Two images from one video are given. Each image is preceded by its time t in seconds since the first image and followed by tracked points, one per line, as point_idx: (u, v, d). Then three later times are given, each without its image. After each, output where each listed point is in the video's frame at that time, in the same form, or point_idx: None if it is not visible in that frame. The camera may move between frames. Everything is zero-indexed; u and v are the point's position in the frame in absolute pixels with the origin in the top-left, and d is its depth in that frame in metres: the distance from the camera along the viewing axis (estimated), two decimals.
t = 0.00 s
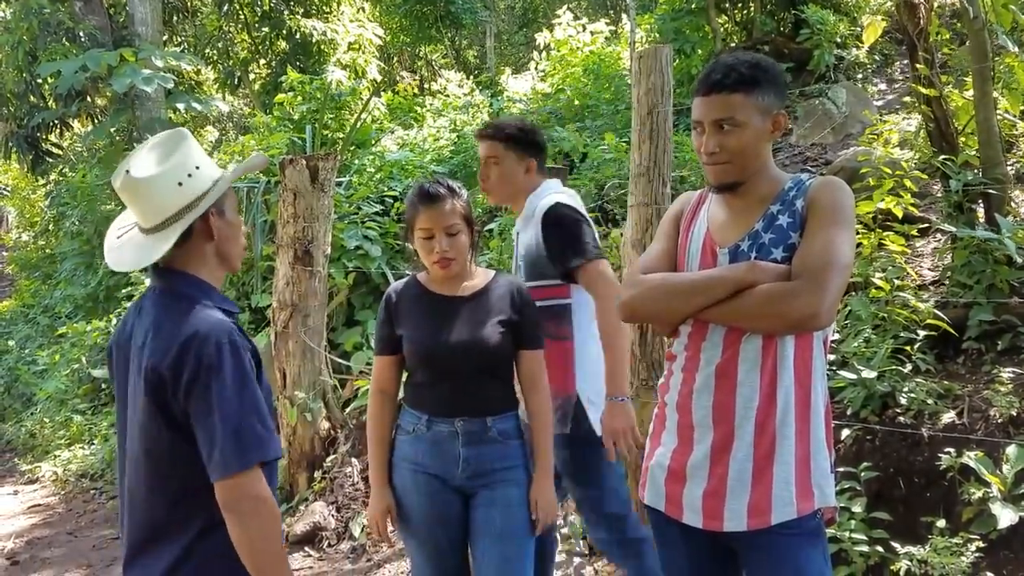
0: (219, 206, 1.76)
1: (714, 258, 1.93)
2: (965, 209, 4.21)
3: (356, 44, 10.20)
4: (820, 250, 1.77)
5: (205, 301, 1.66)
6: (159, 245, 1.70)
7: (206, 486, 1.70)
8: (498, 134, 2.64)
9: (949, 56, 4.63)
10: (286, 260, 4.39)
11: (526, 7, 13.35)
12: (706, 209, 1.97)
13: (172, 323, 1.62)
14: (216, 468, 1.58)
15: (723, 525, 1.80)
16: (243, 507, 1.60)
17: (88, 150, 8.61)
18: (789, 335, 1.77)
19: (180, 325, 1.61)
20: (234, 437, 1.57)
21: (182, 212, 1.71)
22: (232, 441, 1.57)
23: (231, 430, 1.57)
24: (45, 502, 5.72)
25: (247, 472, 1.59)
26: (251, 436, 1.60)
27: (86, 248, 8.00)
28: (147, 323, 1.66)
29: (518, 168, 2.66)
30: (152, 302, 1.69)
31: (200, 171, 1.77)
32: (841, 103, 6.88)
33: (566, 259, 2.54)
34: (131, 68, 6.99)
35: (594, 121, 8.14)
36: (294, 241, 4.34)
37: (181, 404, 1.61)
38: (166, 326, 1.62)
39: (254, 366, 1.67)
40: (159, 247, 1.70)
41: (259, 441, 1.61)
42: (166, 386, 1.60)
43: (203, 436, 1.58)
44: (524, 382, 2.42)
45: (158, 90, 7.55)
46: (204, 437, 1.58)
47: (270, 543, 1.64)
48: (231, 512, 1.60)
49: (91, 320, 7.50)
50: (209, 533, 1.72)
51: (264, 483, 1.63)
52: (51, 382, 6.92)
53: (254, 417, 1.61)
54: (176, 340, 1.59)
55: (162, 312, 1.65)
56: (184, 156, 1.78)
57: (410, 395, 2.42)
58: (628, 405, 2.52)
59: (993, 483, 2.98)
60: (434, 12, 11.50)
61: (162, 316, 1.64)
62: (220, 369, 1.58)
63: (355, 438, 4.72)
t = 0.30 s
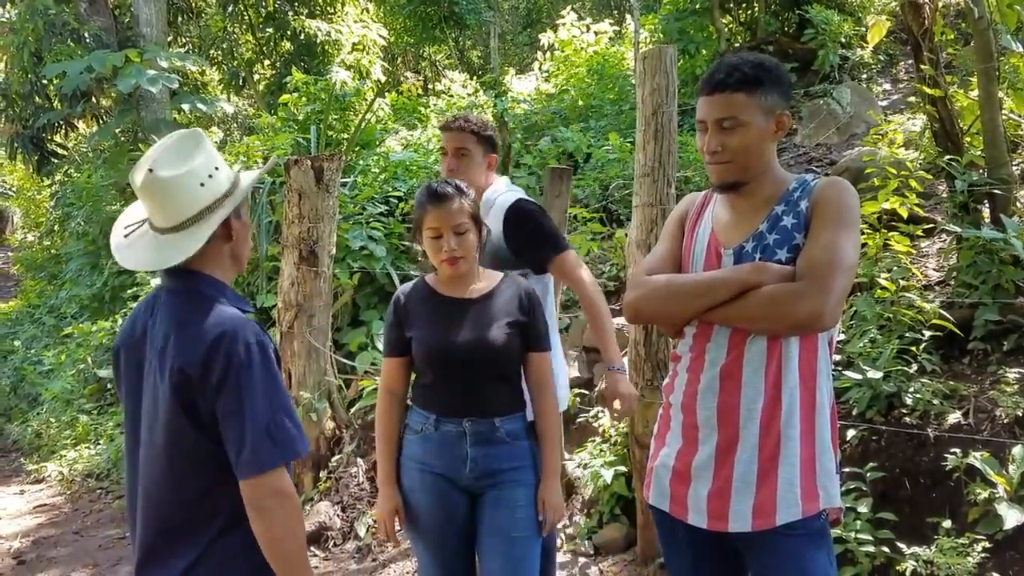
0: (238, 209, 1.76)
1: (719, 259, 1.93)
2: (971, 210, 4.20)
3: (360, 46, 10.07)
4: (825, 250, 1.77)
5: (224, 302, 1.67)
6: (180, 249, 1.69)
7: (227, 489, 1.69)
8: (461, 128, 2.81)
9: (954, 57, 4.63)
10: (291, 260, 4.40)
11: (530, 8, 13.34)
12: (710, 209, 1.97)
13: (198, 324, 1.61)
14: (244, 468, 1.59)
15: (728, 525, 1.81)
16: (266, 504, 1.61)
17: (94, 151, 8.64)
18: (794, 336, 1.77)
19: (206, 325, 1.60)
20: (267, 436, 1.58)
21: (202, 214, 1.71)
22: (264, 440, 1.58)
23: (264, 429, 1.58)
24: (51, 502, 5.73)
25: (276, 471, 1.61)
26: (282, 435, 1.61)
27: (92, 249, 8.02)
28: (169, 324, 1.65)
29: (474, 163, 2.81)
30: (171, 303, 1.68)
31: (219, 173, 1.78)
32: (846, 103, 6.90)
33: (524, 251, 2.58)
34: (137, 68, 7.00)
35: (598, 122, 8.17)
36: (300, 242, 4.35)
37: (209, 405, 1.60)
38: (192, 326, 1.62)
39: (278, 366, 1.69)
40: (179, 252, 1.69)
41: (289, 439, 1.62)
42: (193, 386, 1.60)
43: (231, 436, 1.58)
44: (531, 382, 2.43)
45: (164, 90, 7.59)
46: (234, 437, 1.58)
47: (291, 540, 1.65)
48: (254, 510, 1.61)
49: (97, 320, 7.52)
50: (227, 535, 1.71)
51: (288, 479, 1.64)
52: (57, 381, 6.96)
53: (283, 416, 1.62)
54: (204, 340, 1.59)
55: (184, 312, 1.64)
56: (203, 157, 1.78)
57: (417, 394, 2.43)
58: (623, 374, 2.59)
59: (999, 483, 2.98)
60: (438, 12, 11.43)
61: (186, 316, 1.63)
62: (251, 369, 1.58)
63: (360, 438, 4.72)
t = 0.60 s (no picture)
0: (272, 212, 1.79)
1: (741, 260, 1.93)
2: (992, 210, 4.17)
3: (376, 47, 10.27)
4: (847, 251, 1.77)
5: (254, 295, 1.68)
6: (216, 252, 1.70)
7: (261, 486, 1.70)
8: (441, 140, 3.18)
9: (974, 56, 4.59)
10: (310, 261, 4.42)
11: (546, 8, 13.32)
12: (731, 209, 1.97)
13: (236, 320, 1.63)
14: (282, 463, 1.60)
15: (752, 526, 1.80)
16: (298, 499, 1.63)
17: (113, 153, 8.72)
18: (817, 337, 1.77)
19: (244, 321, 1.62)
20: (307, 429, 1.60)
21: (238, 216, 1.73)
22: (303, 434, 1.60)
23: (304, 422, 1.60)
24: (73, 501, 5.79)
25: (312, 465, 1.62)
26: (320, 428, 1.63)
27: (112, 250, 8.08)
28: (205, 321, 1.66)
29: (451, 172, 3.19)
30: (204, 300, 1.69)
31: (250, 173, 1.79)
32: (864, 103, 6.88)
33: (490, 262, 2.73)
34: (156, 71, 7.05)
35: (615, 122, 8.17)
36: (318, 243, 4.37)
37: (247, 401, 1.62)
38: (230, 322, 1.63)
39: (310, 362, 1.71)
40: (217, 256, 1.69)
41: (326, 434, 1.64)
42: (233, 382, 1.61)
43: (271, 432, 1.59)
44: (551, 382, 2.43)
45: (182, 93, 7.65)
46: (275, 430, 1.59)
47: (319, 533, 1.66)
48: (285, 503, 1.62)
49: (117, 321, 7.59)
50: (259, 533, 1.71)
51: (320, 474, 1.66)
52: (77, 381, 7.02)
53: (321, 411, 1.64)
54: (243, 335, 1.60)
55: (219, 309, 1.66)
56: (235, 157, 1.79)
57: (438, 395, 2.44)
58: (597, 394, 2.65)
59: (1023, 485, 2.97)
60: (453, 14, 11.76)
61: (223, 312, 1.65)
62: (291, 362, 1.60)
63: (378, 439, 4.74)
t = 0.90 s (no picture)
0: (326, 224, 1.70)
1: (779, 260, 1.92)
2: None
3: (408, 49, 10.23)
4: (888, 250, 1.75)
5: (295, 291, 1.60)
6: (278, 268, 1.59)
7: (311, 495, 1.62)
8: (423, 142, 2.94)
9: (1015, 53, 4.51)
10: (343, 262, 4.45)
11: (577, 8, 13.27)
12: (769, 209, 1.96)
13: (289, 323, 1.54)
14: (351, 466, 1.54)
15: (792, 528, 1.79)
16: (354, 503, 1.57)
17: (150, 155, 8.85)
18: (858, 338, 1.76)
19: (299, 324, 1.54)
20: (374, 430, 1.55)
21: (292, 229, 1.64)
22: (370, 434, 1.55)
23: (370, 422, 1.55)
24: (112, 498, 5.88)
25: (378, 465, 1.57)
26: (382, 427, 1.58)
27: (148, 251, 8.20)
28: (250, 326, 1.55)
29: (431, 177, 2.94)
30: (244, 304, 1.58)
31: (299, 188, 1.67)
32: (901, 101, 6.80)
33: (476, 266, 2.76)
34: (192, 75, 7.15)
35: (647, 121, 8.14)
36: (351, 244, 4.40)
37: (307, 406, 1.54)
38: (282, 325, 1.54)
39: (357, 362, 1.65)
40: (280, 273, 1.58)
41: (386, 434, 1.59)
42: (293, 388, 1.53)
43: (337, 436, 1.53)
44: (586, 383, 2.42)
45: (217, 96, 7.75)
46: (342, 434, 1.53)
47: (377, 531, 1.60)
48: (342, 510, 1.58)
49: (154, 321, 7.70)
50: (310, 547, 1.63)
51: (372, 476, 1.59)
52: (116, 381, 7.14)
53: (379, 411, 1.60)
54: (303, 339, 1.53)
55: (266, 313, 1.56)
56: (285, 170, 1.65)
57: (473, 395, 2.45)
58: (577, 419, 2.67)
59: None
60: (484, 15, 11.75)
61: (271, 316, 1.56)
62: (353, 363, 1.55)
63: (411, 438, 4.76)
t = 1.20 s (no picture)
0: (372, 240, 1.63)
1: (819, 261, 1.90)
2: None
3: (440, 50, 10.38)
4: (930, 250, 1.73)
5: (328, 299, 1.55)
6: (327, 275, 1.53)
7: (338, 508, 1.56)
8: (414, 137, 2.81)
9: None
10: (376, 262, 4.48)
11: (608, 8, 13.20)
12: (808, 208, 1.94)
13: (334, 329, 1.50)
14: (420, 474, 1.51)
15: (829, 530, 1.78)
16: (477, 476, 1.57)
17: (186, 158, 8.97)
18: (899, 339, 1.74)
19: (349, 335, 1.50)
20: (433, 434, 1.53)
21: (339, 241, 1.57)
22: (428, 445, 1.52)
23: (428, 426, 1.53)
24: (150, 496, 5.96)
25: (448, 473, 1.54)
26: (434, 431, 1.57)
27: (185, 252, 8.30)
28: (293, 333, 1.50)
29: (422, 173, 2.82)
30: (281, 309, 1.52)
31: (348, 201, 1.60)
32: (940, 99, 6.71)
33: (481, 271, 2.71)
34: (228, 78, 7.24)
35: (679, 121, 8.11)
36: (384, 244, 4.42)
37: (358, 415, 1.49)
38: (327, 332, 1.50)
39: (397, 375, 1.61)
40: (325, 282, 1.52)
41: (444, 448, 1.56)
42: (341, 398, 1.48)
43: (396, 443, 1.49)
44: (620, 385, 2.42)
45: (253, 99, 7.85)
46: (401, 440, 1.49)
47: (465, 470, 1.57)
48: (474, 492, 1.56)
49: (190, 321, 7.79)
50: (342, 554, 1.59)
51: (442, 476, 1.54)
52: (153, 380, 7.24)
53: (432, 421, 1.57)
54: (353, 345, 1.49)
55: (309, 320, 1.50)
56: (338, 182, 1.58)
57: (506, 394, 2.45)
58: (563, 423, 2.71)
59: None
60: (516, 16, 11.65)
61: (314, 322, 1.51)
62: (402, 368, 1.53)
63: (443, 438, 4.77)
